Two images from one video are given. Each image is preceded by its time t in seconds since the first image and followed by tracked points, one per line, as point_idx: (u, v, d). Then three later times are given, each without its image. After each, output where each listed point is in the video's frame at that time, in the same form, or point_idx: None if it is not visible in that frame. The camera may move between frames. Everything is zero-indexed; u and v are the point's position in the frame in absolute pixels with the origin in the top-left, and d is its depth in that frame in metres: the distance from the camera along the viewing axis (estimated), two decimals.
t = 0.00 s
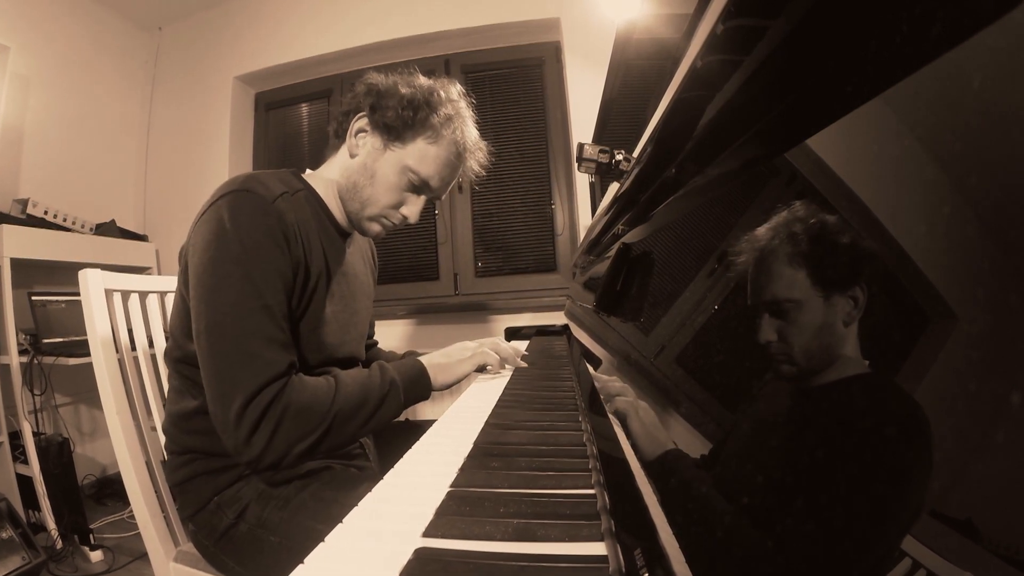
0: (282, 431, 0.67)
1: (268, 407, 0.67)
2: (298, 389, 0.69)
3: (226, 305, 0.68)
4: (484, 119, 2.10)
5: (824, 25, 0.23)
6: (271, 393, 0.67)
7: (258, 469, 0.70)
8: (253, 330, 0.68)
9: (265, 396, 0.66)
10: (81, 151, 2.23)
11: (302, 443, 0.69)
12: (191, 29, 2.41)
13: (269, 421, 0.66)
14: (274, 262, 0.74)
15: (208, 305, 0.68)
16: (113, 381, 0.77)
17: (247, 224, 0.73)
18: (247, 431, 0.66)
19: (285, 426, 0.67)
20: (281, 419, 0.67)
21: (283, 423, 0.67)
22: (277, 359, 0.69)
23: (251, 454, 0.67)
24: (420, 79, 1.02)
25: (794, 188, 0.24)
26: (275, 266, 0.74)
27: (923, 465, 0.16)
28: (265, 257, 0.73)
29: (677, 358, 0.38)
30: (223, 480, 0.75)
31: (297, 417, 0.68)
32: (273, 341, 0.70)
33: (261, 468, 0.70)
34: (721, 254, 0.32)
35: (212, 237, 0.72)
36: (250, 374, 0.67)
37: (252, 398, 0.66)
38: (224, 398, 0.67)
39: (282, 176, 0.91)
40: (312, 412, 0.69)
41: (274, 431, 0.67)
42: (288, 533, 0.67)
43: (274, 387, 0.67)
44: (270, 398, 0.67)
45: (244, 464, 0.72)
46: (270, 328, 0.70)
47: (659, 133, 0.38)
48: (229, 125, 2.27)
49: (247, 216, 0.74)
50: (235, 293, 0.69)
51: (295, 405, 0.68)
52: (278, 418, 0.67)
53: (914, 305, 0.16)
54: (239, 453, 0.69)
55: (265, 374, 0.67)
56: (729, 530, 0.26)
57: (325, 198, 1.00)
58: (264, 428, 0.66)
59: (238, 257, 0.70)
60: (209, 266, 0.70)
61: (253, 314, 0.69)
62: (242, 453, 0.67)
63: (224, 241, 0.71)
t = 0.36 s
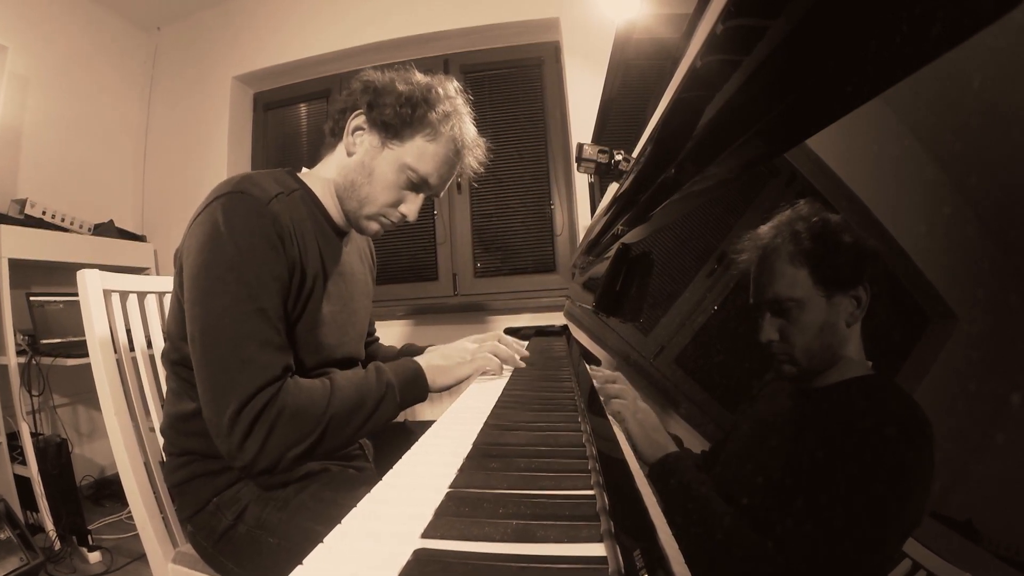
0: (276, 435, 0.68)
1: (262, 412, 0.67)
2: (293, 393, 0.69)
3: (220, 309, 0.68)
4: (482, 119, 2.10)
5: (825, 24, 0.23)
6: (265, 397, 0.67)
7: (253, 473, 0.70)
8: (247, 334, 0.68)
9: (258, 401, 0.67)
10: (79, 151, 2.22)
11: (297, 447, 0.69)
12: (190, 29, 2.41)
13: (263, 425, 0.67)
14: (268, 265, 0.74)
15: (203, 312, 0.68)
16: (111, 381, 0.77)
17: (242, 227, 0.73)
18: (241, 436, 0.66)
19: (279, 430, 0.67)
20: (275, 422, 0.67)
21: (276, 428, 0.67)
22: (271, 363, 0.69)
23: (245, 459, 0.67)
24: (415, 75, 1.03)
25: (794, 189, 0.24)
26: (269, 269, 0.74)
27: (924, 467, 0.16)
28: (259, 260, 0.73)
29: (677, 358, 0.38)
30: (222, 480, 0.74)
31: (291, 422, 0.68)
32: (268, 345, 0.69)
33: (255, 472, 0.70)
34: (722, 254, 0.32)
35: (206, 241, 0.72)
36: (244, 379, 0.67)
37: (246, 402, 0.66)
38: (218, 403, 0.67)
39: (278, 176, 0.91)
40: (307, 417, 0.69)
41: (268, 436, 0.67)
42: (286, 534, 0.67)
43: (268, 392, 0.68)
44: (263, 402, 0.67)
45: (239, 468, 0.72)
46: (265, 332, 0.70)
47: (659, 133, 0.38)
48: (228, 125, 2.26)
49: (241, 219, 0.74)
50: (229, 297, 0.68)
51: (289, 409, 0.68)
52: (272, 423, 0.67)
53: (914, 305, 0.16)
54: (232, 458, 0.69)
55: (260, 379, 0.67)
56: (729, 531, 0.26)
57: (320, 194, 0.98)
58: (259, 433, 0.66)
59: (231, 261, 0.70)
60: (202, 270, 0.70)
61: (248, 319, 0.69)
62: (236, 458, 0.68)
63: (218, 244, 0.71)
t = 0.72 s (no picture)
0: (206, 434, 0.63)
1: (189, 410, 0.63)
2: (224, 390, 0.64)
3: (180, 308, 0.67)
4: (481, 118, 2.10)
5: (825, 23, 0.23)
6: (192, 395, 0.64)
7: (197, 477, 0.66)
8: (201, 335, 0.66)
9: (185, 398, 0.63)
10: (76, 151, 2.22)
11: (228, 451, 0.62)
12: (188, 28, 2.40)
13: (191, 424, 0.63)
14: (240, 265, 0.73)
15: (171, 313, 0.68)
16: (109, 381, 0.77)
17: (216, 226, 0.73)
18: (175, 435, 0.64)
19: (207, 430, 0.63)
20: (203, 419, 0.63)
21: (204, 427, 0.63)
22: (209, 361, 0.65)
23: (179, 460, 0.64)
24: (410, 69, 1.03)
25: (794, 189, 0.24)
26: (240, 268, 0.73)
27: (925, 470, 0.16)
28: (230, 260, 0.72)
29: (677, 358, 0.38)
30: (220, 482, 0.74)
31: (218, 422, 0.62)
32: (218, 346, 0.67)
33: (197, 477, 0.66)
34: (721, 255, 0.32)
35: (182, 241, 0.72)
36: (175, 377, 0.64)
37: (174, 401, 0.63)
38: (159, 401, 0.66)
39: (269, 174, 0.91)
40: (235, 417, 0.63)
41: (195, 436, 0.63)
42: (285, 536, 0.67)
43: (198, 389, 0.64)
44: (191, 399, 0.63)
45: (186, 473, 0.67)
46: (218, 332, 0.67)
47: (658, 133, 0.38)
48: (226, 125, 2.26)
49: (219, 218, 0.74)
50: (190, 295, 0.67)
51: (217, 408, 0.63)
52: (198, 422, 0.63)
53: (915, 306, 0.16)
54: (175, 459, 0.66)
55: (191, 376, 0.64)
56: (729, 532, 0.26)
57: (317, 194, 1.00)
58: (186, 432, 0.63)
59: (201, 260, 0.70)
60: (174, 271, 0.70)
61: (201, 317, 0.67)
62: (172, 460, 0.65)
63: (192, 244, 0.71)
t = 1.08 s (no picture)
0: (197, 402, 0.62)
1: (186, 374, 0.62)
2: (225, 358, 0.63)
3: (174, 281, 0.67)
4: (479, 118, 2.10)
5: (826, 22, 0.23)
6: (191, 357, 0.63)
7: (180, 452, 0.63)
8: (194, 306, 0.66)
9: (184, 361, 0.62)
10: (75, 151, 2.22)
11: (221, 421, 0.61)
12: (186, 28, 2.40)
13: (185, 388, 0.62)
14: (235, 247, 0.73)
15: (163, 288, 0.68)
16: (107, 380, 0.77)
17: (215, 209, 0.74)
18: (164, 402, 0.63)
19: (203, 397, 0.61)
20: (196, 386, 0.62)
21: (201, 393, 0.61)
22: (208, 326, 0.65)
23: (169, 428, 0.62)
24: (396, 62, 1.04)
25: (794, 190, 0.24)
26: (235, 250, 0.73)
27: (927, 471, 0.16)
28: (225, 242, 0.72)
29: (677, 359, 0.38)
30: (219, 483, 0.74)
31: (216, 389, 0.61)
32: (213, 318, 0.66)
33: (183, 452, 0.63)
34: (721, 255, 0.32)
35: (177, 224, 0.72)
36: (174, 340, 0.64)
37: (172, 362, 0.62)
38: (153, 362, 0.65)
39: (260, 169, 0.91)
40: (234, 386, 0.62)
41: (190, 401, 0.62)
42: (283, 539, 0.67)
43: (198, 352, 0.63)
44: (190, 363, 0.62)
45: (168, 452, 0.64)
46: (212, 305, 0.67)
47: (657, 134, 0.38)
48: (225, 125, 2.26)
49: (217, 204, 0.74)
50: (184, 269, 0.67)
51: (216, 374, 0.62)
52: (194, 387, 0.61)
53: (915, 308, 0.16)
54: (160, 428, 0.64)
55: (190, 339, 0.64)
56: (729, 533, 0.26)
57: (308, 189, 0.98)
58: (181, 396, 0.62)
59: (196, 236, 0.70)
60: (169, 249, 0.70)
61: (195, 290, 0.66)
62: (161, 428, 0.63)
63: (186, 226, 0.71)
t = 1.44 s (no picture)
0: (199, 432, 0.62)
1: (185, 404, 0.62)
2: (223, 386, 0.64)
3: (173, 306, 0.66)
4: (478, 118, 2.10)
5: (827, 22, 0.23)
6: (190, 388, 0.63)
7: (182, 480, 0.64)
8: (195, 333, 0.66)
9: (183, 392, 0.63)
10: (73, 152, 2.22)
11: (223, 449, 0.62)
12: (184, 28, 2.40)
13: (186, 419, 0.62)
14: (234, 264, 0.73)
15: (160, 314, 0.67)
16: (105, 381, 0.76)
17: (213, 230, 0.73)
18: (164, 433, 0.63)
19: (203, 426, 0.62)
20: (196, 416, 0.62)
21: (201, 423, 0.62)
22: (207, 355, 0.65)
23: (170, 459, 0.63)
24: (417, 79, 1.04)
25: (794, 190, 0.24)
26: (233, 270, 0.73)
27: (927, 471, 0.16)
28: (222, 259, 0.72)
29: (675, 359, 0.38)
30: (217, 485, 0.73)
31: (216, 418, 0.62)
32: (213, 344, 0.66)
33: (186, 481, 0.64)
34: (720, 256, 0.32)
35: (177, 238, 0.72)
36: (171, 371, 0.64)
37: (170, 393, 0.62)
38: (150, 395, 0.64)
39: (264, 178, 0.91)
40: (234, 414, 0.62)
41: (190, 431, 0.62)
42: (281, 540, 0.67)
43: (196, 382, 0.64)
44: (188, 394, 0.63)
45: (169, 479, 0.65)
46: (213, 329, 0.67)
47: (656, 134, 0.38)
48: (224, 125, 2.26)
49: (214, 221, 0.74)
50: (181, 294, 0.67)
51: (215, 403, 0.62)
52: (194, 418, 0.62)
53: (915, 308, 0.16)
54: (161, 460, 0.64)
55: (188, 370, 0.64)
56: (728, 534, 0.25)
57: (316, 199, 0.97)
58: (180, 428, 0.62)
59: (195, 255, 0.69)
60: (168, 267, 0.69)
61: (196, 315, 0.66)
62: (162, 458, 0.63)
63: (185, 244, 0.70)
